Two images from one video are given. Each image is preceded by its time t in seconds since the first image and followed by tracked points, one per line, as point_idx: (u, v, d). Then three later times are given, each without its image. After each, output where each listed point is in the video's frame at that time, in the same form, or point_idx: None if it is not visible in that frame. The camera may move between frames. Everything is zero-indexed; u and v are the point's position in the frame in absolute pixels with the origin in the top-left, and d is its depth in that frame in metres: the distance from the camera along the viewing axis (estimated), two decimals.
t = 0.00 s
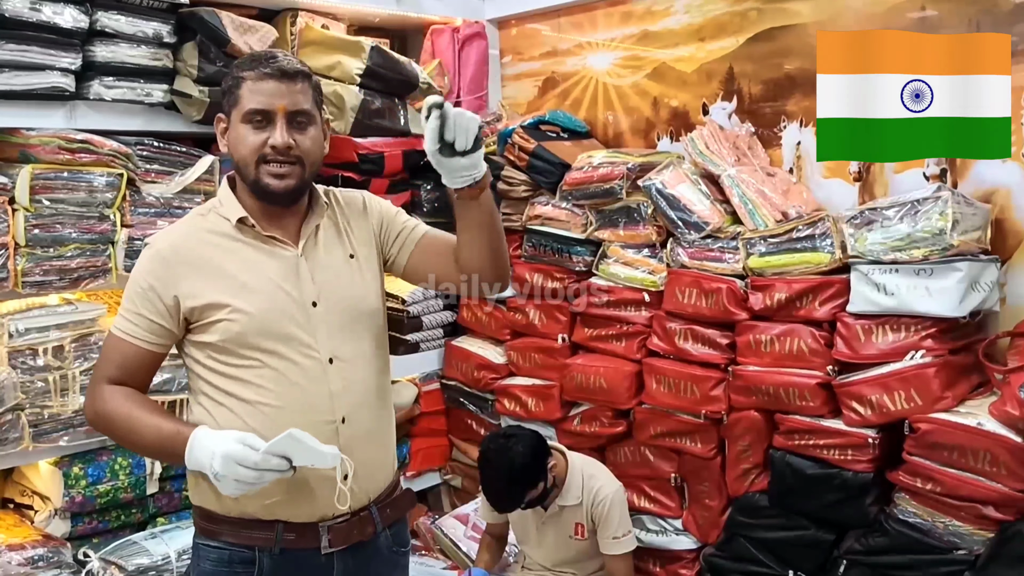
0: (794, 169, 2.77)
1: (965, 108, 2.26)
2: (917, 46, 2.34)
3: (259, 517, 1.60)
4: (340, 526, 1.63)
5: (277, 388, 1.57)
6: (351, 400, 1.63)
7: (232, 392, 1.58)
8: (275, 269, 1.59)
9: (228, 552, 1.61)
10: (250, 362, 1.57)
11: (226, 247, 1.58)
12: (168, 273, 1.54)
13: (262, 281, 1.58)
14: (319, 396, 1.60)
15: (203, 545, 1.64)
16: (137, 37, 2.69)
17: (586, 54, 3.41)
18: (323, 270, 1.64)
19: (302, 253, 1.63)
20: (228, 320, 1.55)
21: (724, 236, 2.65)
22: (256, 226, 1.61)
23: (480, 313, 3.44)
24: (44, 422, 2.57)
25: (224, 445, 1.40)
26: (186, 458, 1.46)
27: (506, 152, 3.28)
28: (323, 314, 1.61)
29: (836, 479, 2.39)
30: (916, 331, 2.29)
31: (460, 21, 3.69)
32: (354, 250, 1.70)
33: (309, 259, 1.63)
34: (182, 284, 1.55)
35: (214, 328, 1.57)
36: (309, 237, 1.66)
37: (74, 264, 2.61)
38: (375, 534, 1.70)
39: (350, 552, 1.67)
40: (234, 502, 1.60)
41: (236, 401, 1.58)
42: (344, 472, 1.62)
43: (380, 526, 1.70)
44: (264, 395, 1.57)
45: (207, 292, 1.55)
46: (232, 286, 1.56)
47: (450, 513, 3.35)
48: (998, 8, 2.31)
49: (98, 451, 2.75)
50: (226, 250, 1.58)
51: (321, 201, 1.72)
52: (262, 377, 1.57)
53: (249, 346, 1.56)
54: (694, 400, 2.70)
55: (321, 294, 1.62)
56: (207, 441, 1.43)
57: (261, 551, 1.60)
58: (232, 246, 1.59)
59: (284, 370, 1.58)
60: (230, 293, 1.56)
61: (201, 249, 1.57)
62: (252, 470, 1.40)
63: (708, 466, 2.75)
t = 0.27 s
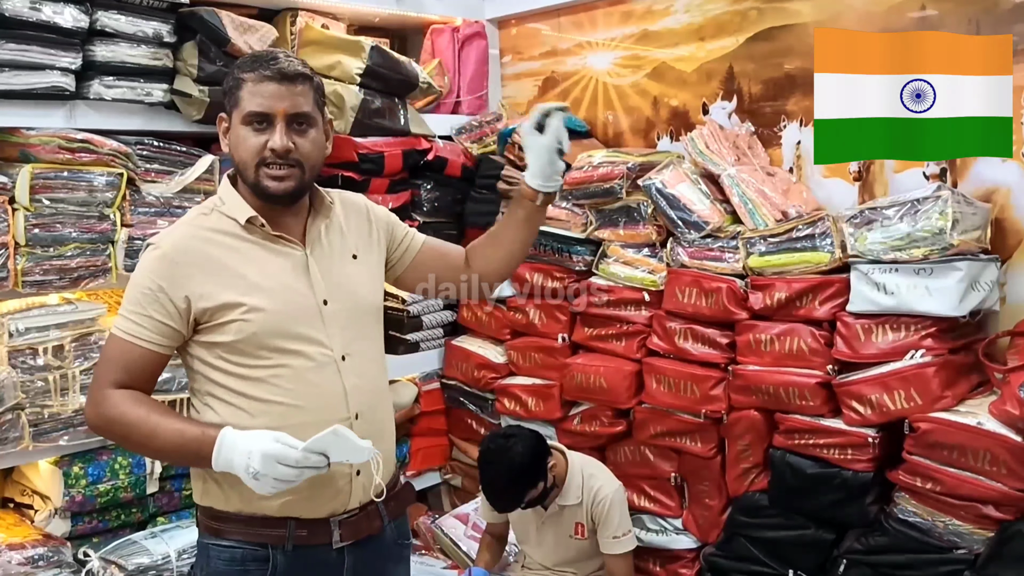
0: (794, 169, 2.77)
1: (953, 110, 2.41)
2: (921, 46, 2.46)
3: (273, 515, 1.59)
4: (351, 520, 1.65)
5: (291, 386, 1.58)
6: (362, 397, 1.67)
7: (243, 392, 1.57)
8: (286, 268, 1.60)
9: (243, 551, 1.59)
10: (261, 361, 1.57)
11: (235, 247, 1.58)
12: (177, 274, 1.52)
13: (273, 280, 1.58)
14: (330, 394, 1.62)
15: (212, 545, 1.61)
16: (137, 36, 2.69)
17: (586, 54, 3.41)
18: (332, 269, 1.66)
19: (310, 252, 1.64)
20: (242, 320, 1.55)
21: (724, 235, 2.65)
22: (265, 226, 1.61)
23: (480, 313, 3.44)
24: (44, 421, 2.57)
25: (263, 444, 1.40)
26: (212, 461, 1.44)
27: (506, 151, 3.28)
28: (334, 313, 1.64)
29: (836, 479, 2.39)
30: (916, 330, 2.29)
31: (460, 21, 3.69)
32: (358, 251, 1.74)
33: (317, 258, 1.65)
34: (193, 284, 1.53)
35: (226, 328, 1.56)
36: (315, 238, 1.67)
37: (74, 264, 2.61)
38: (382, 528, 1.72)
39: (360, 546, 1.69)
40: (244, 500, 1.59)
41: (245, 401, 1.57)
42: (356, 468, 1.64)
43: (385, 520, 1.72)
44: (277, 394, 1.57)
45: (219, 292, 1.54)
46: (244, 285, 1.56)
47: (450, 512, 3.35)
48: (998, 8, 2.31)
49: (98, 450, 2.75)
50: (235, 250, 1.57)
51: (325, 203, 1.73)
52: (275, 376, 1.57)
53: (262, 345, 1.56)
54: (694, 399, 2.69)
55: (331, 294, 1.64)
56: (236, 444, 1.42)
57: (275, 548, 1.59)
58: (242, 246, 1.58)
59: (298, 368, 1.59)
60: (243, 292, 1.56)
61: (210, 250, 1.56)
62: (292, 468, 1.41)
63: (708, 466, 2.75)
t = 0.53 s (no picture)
0: (794, 168, 2.77)
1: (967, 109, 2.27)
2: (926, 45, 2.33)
3: (274, 514, 1.59)
4: (351, 519, 1.65)
5: (291, 386, 1.58)
6: (363, 398, 1.66)
7: (245, 391, 1.57)
8: (289, 269, 1.60)
9: (242, 550, 1.59)
10: (262, 361, 1.57)
11: (238, 246, 1.58)
12: (180, 272, 1.52)
13: (275, 279, 1.58)
14: (332, 395, 1.61)
15: (213, 543, 1.61)
16: (137, 36, 2.69)
17: (586, 53, 3.41)
18: (335, 270, 1.66)
19: (313, 253, 1.64)
20: (244, 319, 1.55)
21: (724, 235, 2.65)
22: (268, 226, 1.61)
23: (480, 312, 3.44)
24: (43, 421, 2.57)
25: (262, 444, 1.40)
26: (212, 459, 1.44)
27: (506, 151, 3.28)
28: (336, 313, 1.63)
29: (836, 479, 2.39)
30: (916, 329, 2.29)
31: (460, 21, 3.69)
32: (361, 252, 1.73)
33: (319, 259, 1.65)
34: (196, 283, 1.53)
35: (228, 327, 1.56)
36: (319, 238, 1.67)
37: (73, 263, 2.61)
38: (382, 528, 1.72)
39: (361, 545, 1.69)
40: (246, 498, 1.58)
41: (247, 400, 1.57)
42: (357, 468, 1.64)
43: (386, 519, 1.72)
44: (277, 393, 1.57)
45: (221, 291, 1.54)
46: (248, 285, 1.56)
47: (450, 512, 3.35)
48: (998, 7, 2.31)
49: (98, 451, 2.75)
50: (238, 249, 1.57)
51: (330, 203, 1.73)
52: (276, 376, 1.57)
53: (263, 344, 1.56)
54: (694, 399, 2.69)
55: (333, 294, 1.64)
56: (236, 443, 1.42)
57: (274, 547, 1.59)
58: (244, 245, 1.58)
59: (299, 368, 1.58)
60: (244, 292, 1.56)
61: (214, 248, 1.56)
62: (291, 468, 1.41)
63: (708, 465, 2.75)
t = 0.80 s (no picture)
0: (793, 168, 2.77)
1: (972, 109, 2.17)
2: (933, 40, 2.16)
3: (268, 512, 1.59)
4: (345, 520, 1.63)
5: (282, 387, 1.57)
6: (355, 401, 1.62)
7: (241, 391, 1.57)
8: (282, 269, 1.58)
9: (235, 546, 1.60)
10: (256, 361, 1.57)
11: (233, 246, 1.58)
12: (178, 271, 1.53)
13: (268, 279, 1.57)
14: (323, 397, 1.58)
15: (209, 540, 1.62)
16: (136, 36, 2.69)
17: (585, 53, 3.41)
18: (331, 270, 1.62)
19: (309, 253, 1.61)
20: (235, 319, 1.55)
21: (724, 235, 2.65)
22: (265, 226, 1.60)
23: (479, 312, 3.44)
24: (43, 421, 2.58)
25: (239, 444, 1.39)
26: (199, 456, 1.46)
27: (506, 151, 3.28)
28: (329, 315, 1.60)
29: (836, 479, 2.39)
30: (915, 329, 2.28)
31: (460, 21, 3.69)
32: (361, 251, 1.68)
33: (314, 259, 1.61)
34: (192, 282, 1.54)
35: (222, 327, 1.56)
36: (317, 237, 1.64)
37: (73, 263, 2.61)
38: (379, 530, 1.69)
39: (355, 546, 1.66)
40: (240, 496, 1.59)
41: (243, 399, 1.57)
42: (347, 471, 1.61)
43: (383, 522, 1.69)
44: (270, 393, 1.56)
45: (215, 290, 1.54)
46: (241, 285, 1.56)
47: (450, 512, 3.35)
48: (997, 7, 2.31)
49: (98, 451, 2.75)
50: (232, 249, 1.57)
51: (330, 201, 1.69)
52: (269, 377, 1.56)
53: (255, 345, 1.56)
54: (694, 399, 2.69)
55: (328, 295, 1.60)
56: (219, 442, 1.42)
57: (266, 545, 1.59)
58: (240, 245, 1.58)
59: (290, 369, 1.57)
60: (236, 291, 1.55)
61: (210, 248, 1.56)
62: (266, 469, 1.39)
63: (708, 465, 2.74)
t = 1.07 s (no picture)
0: (793, 168, 2.77)
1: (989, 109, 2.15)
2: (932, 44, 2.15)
3: (260, 511, 1.59)
4: (339, 521, 1.61)
5: (275, 389, 1.56)
6: (348, 404, 1.60)
7: (237, 391, 1.58)
8: (276, 270, 1.57)
9: (228, 543, 1.60)
10: (251, 362, 1.57)
11: (230, 246, 1.58)
12: (175, 272, 1.55)
13: (262, 281, 1.56)
14: (315, 400, 1.57)
15: (205, 536, 1.64)
16: (135, 36, 2.69)
17: (585, 53, 3.41)
18: (327, 272, 1.61)
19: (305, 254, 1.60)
20: (228, 320, 1.55)
21: (724, 235, 2.65)
22: (261, 227, 1.60)
23: (479, 312, 3.44)
24: (43, 421, 2.58)
25: (216, 451, 1.40)
26: (185, 455, 1.48)
27: (505, 151, 3.28)
28: (322, 317, 1.58)
29: (836, 478, 2.39)
30: (915, 329, 2.28)
31: (459, 21, 3.69)
32: (359, 251, 1.65)
33: (309, 260, 1.60)
34: (188, 283, 1.56)
35: (217, 328, 1.57)
36: (314, 238, 1.62)
37: (73, 263, 2.61)
38: (376, 532, 1.67)
39: (350, 546, 1.64)
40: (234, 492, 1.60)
41: (240, 399, 1.58)
42: (338, 473, 1.59)
43: (380, 524, 1.66)
44: (264, 394, 1.56)
45: (209, 291, 1.55)
46: (235, 286, 1.56)
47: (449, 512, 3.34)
48: (997, 7, 2.31)
49: (98, 451, 2.75)
50: (228, 250, 1.57)
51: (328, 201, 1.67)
52: (264, 378, 1.56)
53: (248, 346, 1.56)
54: (694, 398, 2.69)
55: (321, 297, 1.59)
56: (203, 444, 1.44)
57: (259, 543, 1.59)
58: (236, 246, 1.58)
59: (283, 371, 1.56)
60: (230, 292, 1.55)
61: (208, 248, 1.57)
62: (241, 477, 1.40)
63: (708, 465, 2.75)
